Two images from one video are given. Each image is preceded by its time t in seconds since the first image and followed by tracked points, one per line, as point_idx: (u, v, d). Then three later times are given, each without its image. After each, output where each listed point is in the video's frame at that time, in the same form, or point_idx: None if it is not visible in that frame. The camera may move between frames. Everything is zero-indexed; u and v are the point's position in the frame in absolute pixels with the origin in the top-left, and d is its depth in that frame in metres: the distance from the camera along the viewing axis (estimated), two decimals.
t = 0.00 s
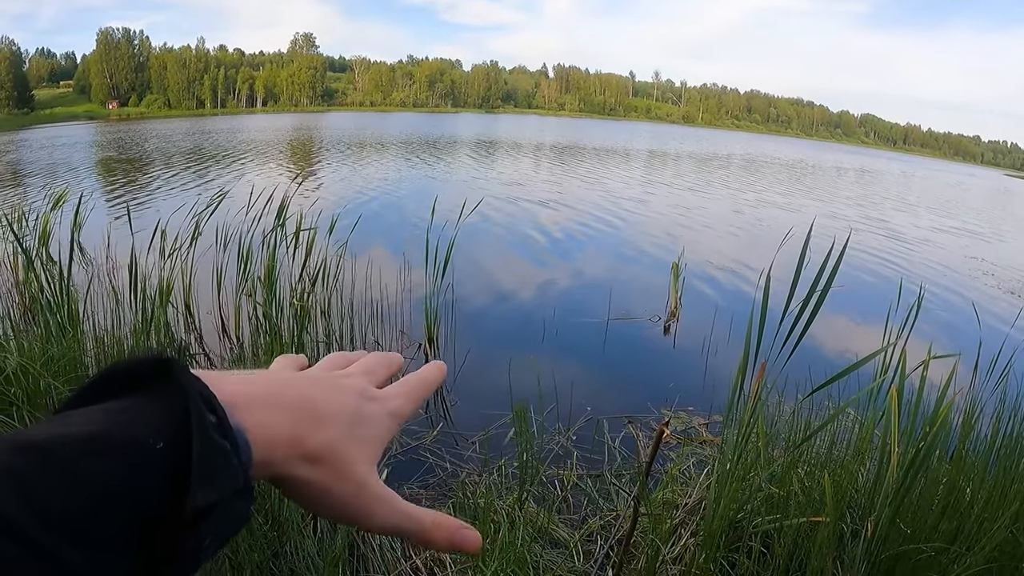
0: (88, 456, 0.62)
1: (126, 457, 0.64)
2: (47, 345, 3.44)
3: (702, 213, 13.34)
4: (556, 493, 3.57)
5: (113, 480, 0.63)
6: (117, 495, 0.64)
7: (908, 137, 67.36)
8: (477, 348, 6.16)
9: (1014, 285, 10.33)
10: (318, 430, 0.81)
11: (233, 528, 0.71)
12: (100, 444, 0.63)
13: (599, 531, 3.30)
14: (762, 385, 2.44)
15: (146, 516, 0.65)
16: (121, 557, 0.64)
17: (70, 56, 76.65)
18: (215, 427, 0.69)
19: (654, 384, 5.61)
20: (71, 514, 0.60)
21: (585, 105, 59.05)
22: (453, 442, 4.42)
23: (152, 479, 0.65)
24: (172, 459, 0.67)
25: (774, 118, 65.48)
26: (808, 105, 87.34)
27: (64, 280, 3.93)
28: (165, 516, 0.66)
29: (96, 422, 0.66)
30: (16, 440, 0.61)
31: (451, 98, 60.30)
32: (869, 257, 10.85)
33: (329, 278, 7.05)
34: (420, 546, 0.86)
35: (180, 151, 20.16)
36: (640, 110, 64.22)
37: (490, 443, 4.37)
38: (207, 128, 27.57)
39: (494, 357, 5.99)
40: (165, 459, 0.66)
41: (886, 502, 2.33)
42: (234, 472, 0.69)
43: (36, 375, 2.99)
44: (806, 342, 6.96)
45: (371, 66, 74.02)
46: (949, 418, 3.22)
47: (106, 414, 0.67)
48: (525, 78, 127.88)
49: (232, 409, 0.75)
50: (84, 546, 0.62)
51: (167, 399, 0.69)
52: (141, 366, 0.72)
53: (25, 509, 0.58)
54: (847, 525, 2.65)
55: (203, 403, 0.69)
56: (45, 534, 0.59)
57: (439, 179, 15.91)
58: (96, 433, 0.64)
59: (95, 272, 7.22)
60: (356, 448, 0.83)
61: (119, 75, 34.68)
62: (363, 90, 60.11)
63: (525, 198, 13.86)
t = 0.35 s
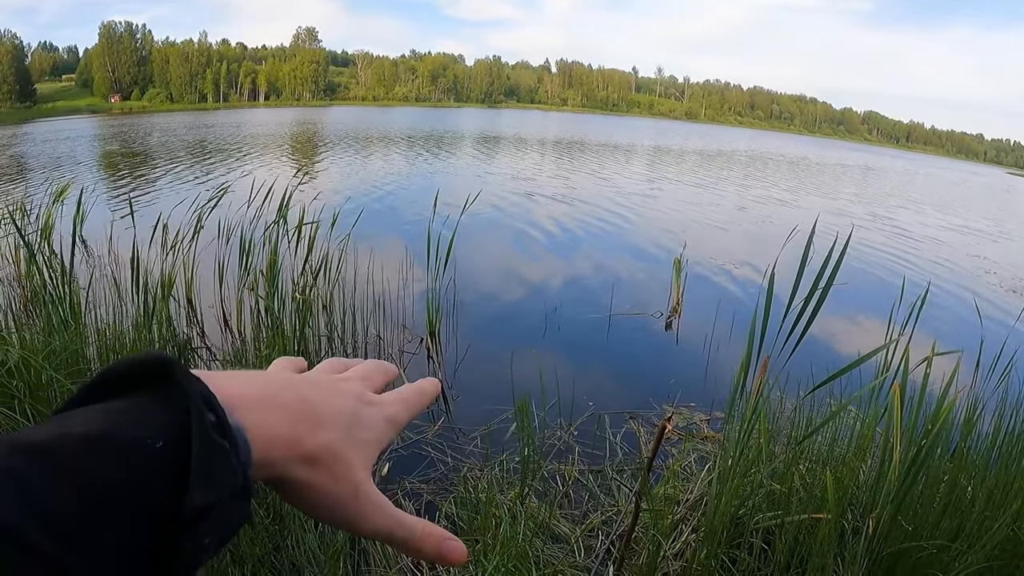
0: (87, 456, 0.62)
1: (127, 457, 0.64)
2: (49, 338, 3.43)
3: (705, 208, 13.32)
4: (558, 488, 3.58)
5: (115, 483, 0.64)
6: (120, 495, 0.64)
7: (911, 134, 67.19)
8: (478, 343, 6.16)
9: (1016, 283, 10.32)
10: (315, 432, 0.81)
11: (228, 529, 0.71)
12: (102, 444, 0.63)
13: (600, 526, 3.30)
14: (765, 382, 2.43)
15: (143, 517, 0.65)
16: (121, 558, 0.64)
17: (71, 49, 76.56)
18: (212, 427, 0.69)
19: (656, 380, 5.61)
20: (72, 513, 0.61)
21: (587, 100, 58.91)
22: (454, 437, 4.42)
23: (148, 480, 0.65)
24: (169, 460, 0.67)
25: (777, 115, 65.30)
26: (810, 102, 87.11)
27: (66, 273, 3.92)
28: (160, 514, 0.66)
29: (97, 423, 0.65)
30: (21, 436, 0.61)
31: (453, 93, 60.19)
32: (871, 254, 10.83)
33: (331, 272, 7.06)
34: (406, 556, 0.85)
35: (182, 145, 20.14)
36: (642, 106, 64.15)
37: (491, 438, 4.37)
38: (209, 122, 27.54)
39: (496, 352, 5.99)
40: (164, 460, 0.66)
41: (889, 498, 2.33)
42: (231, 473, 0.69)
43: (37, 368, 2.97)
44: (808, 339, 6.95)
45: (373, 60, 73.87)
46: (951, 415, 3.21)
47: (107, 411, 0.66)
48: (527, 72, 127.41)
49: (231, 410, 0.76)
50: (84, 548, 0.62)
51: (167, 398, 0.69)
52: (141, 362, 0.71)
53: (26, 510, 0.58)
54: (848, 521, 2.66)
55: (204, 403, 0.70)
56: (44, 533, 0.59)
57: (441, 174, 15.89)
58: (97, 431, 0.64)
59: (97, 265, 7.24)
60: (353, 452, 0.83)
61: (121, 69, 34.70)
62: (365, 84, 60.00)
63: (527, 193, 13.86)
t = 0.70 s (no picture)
0: (63, 470, 0.72)
1: (98, 465, 0.75)
2: (43, 347, 3.41)
3: (699, 213, 13.37)
4: (553, 495, 3.57)
5: (91, 492, 0.73)
6: (96, 502, 0.74)
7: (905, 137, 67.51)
8: (473, 350, 6.16)
9: (1009, 286, 10.36)
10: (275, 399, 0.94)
11: (194, 525, 0.80)
12: (79, 454, 0.74)
13: (596, 533, 3.30)
14: (758, 387, 2.44)
15: (114, 522, 0.74)
16: (104, 561, 0.73)
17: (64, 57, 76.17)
18: (166, 425, 0.80)
19: (651, 385, 5.61)
20: (53, 524, 0.69)
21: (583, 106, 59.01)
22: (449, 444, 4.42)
23: (115, 484, 0.75)
24: (131, 464, 0.77)
25: (771, 120, 65.57)
26: (804, 106, 87.53)
27: (61, 280, 3.90)
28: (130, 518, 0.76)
29: (74, 437, 0.77)
30: (10, 455, 0.71)
31: (449, 99, 60.21)
32: (865, 258, 10.89)
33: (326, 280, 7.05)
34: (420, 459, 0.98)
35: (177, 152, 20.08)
36: (637, 111, 64.39)
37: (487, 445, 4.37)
38: (204, 129, 27.47)
39: (491, 358, 5.99)
40: (127, 462, 0.77)
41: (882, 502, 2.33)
42: (188, 468, 0.79)
43: (32, 377, 2.95)
44: (802, 344, 6.97)
45: (368, 67, 73.94)
46: (946, 419, 3.22)
47: (78, 431, 0.77)
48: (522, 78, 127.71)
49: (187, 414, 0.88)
50: (71, 557, 0.70)
51: (128, 410, 0.81)
52: (108, 384, 0.85)
53: (22, 524, 0.67)
54: (844, 526, 2.66)
55: (158, 408, 0.81)
56: (30, 544, 0.67)
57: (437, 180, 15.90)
58: (77, 445, 0.75)
59: (92, 273, 7.21)
60: (317, 399, 0.97)
61: (116, 77, 34.69)
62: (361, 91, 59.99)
63: (522, 199, 13.88)
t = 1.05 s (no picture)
0: (44, 487, 0.69)
1: (76, 480, 0.72)
2: (44, 340, 3.40)
3: (700, 212, 13.36)
4: (553, 491, 3.57)
5: (72, 503, 0.70)
6: (76, 515, 0.70)
7: (907, 137, 67.42)
8: (473, 346, 6.16)
9: (1009, 287, 10.36)
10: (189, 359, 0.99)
11: (181, 528, 0.76)
12: (50, 472, 0.71)
13: (595, 530, 3.30)
14: (758, 385, 2.43)
15: (103, 534, 0.71)
16: None
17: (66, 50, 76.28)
18: (136, 434, 0.77)
19: (652, 382, 5.60)
20: (40, 539, 0.66)
21: (584, 104, 58.98)
22: (449, 440, 4.41)
23: (92, 494, 0.72)
24: (106, 475, 0.74)
25: (772, 119, 65.52)
26: (806, 106, 87.56)
27: (62, 273, 3.88)
28: (116, 531, 0.72)
29: (44, 460, 0.74)
30: None
31: (450, 95, 60.15)
32: (865, 258, 10.88)
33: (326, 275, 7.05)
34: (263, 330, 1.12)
35: (178, 147, 20.06)
36: (639, 109, 64.39)
37: (487, 441, 4.35)
38: (206, 124, 27.50)
39: (491, 355, 5.99)
40: (100, 471, 0.74)
41: (882, 500, 2.32)
42: (165, 474, 0.76)
43: (32, 369, 2.93)
44: (803, 342, 6.96)
45: (369, 63, 73.99)
46: (947, 418, 3.21)
47: (52, 451, 0.76)
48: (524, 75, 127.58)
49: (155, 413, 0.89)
50: None
51: (93, 423, 0.79)
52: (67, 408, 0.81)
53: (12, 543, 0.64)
54: (843, 524, 2.66)
55: (125, 415, 0.79)
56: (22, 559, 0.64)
57: (437, 176, 15.89)
58: (47, 465, 0.72)
59: (93, 267, 7.22)
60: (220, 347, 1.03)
61: (118, 71, 34.75)
62: (362, 87, 59.92)
63: (523, 196, 13.87)
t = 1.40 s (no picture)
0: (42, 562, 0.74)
1: (75, 558, 0.75)
2: (47, 329, 3.38)
3: (704, 207, 13.33)
4: (555, 484, 3.57)
5: None
6: None
7: (913, 134, 67.11)
8: (476, 339, 6.16)
9: (1014, 284, 10.32)
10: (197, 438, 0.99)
11: None
12: (52, 550, 0.75)
13: (597, 523, 3.30)
14: (763, 378, 2.42)
15: None
16: None
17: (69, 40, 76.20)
18: (135, 512, 0.80)
19: (655, 377, 5.59)
20: None
21: (588, 98, 58.81)
22: (451, 432, 4.41)
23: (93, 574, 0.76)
24: (109, 555, 0.77)
25: (777, 115, 65.27)
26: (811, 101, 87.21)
27: (64, 263, 3.87)
28: None
29: (48, 536, 0.77)
30: None
31: (454, 88, 60.03)
32: (869, 254, 10.85)
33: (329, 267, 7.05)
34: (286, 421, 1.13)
35: (181, 138, 20.07)
36: (643, 104, 64.26)
37: (490, 434, 4.36)
38: (209, 116, 27.51)
39: (493, 348, 6.00)
40: (100, 551, 0.77)
41: (884, 496, 2.33)
42: (162, 552, 0.78)
43: (35, 358, 2.91)
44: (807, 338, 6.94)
45: (373, 56, 73.83)
46: (951, 414, 3.20)
47: (54, 526, 0.80)
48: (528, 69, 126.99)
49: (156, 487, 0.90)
50: None
51: (95, 500, 0.82)
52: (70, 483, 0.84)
53: None
54: (846, 519, 2.66)
55: (123, 492, 0.82)
56: None
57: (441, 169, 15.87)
58: (49, 542, 0.76)
59: (95, 258, 7.22)
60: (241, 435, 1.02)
61: (121, 62, 34.77)
62: (366, 80, 59.83)
63: (526, 190, 13.84)
